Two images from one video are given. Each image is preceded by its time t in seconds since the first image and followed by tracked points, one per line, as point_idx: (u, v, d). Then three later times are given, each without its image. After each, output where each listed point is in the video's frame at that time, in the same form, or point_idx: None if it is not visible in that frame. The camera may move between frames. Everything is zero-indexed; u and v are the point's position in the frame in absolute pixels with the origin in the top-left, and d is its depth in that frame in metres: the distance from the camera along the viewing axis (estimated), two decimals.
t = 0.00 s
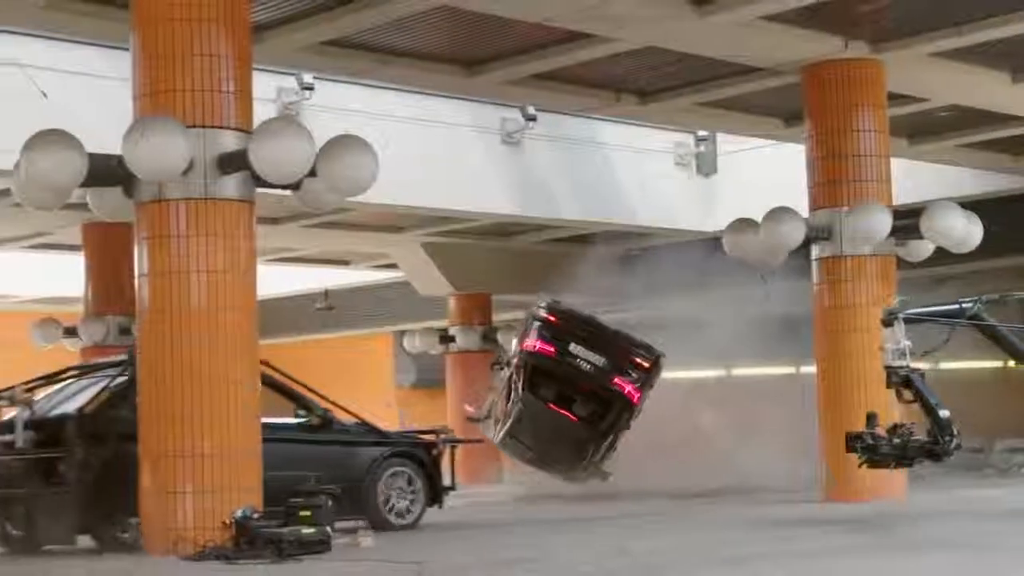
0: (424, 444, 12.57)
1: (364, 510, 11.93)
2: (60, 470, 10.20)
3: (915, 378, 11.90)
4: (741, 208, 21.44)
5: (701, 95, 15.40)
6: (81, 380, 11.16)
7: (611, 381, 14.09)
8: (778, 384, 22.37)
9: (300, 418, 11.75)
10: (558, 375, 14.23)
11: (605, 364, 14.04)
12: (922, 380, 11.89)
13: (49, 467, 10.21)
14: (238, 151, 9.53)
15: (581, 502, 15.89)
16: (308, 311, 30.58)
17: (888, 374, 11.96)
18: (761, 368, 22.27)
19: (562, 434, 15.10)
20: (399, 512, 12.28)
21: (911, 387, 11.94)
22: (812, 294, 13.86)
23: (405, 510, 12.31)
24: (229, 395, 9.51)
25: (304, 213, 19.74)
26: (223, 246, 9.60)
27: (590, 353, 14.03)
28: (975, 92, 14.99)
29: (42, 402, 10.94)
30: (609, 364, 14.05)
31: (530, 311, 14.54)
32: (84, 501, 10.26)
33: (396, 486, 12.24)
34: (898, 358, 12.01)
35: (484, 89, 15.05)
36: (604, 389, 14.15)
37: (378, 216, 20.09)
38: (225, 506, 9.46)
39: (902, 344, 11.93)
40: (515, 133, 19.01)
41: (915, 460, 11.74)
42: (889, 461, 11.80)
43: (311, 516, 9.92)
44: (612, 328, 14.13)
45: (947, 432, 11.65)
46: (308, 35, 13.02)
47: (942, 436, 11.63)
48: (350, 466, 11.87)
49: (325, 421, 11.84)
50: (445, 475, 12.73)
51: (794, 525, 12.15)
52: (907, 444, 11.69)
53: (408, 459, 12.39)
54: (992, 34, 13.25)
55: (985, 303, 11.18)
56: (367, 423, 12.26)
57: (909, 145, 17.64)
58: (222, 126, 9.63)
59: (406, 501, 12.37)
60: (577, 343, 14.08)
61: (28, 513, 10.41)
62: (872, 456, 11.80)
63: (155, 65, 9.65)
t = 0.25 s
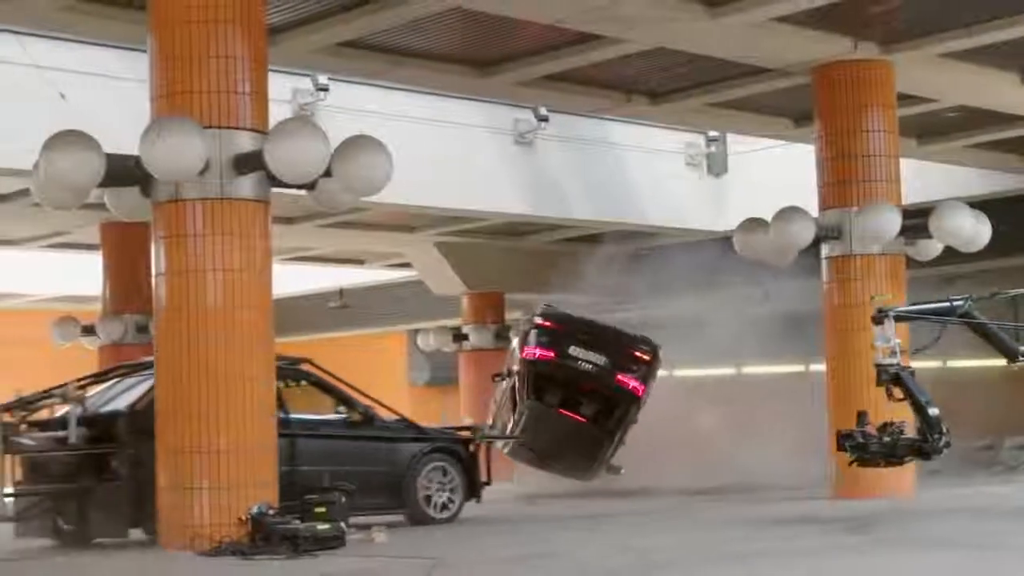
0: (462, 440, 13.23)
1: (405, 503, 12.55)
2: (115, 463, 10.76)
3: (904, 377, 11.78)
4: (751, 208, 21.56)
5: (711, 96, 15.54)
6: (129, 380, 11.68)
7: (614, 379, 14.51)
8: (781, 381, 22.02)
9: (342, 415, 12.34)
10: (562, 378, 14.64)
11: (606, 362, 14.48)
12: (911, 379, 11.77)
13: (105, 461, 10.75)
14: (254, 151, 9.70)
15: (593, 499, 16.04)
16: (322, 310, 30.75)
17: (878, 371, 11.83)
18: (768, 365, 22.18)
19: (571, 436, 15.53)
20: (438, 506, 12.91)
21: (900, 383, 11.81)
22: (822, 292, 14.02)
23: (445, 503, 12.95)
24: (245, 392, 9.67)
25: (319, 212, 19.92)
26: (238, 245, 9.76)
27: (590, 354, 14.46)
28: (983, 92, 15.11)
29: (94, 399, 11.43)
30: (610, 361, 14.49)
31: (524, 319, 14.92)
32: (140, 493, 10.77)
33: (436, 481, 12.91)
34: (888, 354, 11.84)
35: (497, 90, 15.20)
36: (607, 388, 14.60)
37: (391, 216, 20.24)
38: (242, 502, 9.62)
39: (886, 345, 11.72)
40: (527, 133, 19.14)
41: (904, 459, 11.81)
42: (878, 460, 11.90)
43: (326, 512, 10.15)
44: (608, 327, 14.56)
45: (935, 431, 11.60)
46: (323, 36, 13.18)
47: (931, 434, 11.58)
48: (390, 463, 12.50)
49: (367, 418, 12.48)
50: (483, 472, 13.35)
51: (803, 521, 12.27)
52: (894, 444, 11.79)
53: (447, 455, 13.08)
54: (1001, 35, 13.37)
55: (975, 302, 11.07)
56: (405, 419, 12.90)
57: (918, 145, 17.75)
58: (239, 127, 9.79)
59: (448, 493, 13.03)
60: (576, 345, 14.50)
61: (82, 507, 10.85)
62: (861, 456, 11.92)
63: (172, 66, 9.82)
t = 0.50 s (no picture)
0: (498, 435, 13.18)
1: (444, 497, 12.53)
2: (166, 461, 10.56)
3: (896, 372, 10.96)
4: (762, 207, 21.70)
5: (723, 96, 15.68)
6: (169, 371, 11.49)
7: (617, 375, 14.99)
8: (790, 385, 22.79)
9: (381, 411, 12.31)
10: (566, 382, 15.14)
11: (608, 359, 14.98)
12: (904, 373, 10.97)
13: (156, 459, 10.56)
14: (270, 153, 9.88)
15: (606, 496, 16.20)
16: (338, 308, 30.92)
17: (868, 368, 10.99)
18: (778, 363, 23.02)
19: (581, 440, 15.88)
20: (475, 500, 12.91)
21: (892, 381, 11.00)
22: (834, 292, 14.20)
23: (483, 497, 12.94)
24: (263, 389, 9.84)
25: (335, 211, 20.10)
26: (256, 244, 9.94)
27: (591, 354, 14.98)
28: (992, 91, 15.23)
29: (144, 393, 11.08)
30: (611, 358, 14.99)
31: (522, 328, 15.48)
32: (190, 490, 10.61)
33: (474, 475, 12.88)
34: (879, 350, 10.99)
35: (510, 90, 15.36)
36: (611, 385, 15.05)
37: (405, 215, 20.40)
38: (259, 497, 9.80)
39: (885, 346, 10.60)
40: (540, 134, 19.28)
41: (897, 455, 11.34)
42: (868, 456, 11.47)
43: (342, 508, 9.94)
44: (604, 325, 15.09)
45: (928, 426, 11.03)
46: (338, 37, 13.34)
47: (920, 431, 10.98)
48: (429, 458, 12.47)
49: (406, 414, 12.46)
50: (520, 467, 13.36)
51: (815, 517, 12.39)
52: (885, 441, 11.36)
53: (486, 449, 13.06)
54: (1009, 36, 13.50)
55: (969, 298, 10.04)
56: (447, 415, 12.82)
57: (928, 144, 17.86)
58: (255, 129, 9.97)
59: (485, 485, 13.03)
60: (575, 347, 15.03)
61: (133, 501, 10.83)
62: (852, 453, 11.50)
63: (189, 68, 9.99)
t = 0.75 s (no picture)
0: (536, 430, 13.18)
1: (483, 491, 12.63)
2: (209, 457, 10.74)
3: (888, 368, 11.41)
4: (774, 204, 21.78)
5: (734, 94, 15.78)
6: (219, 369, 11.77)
7: (620, 370, 15.70)
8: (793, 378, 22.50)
9: (420, 408, 12.48)
10: (570, 385, 15.74)
11: (609, 356, 15.68)
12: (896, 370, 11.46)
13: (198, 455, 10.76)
14: (284, 152, 10.00)
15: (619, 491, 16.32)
16: (352, 306, 31.07)
17: (860, 363, 11.49)
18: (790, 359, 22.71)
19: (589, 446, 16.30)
20: (513, 494, 12.97)
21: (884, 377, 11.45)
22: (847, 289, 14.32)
23: (520, 490, 13.00)
24: (278, 385, 9.96)
25: (350, 209, 20.23)
26: (271, 242, 10.05)
27: (592, 353, 15.65)
28: (1002, 87, 15.31)
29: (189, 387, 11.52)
30: (613, 354, 15.70)
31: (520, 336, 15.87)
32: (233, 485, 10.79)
33: (511, 470, 12.90)
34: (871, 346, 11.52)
35: (523, 89, 15.47)
36: (615, 382, 15.75)
37: (418, 213, 20.52)
38: (276, 493, 9.92)
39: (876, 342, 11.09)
40: (552, 132, 19.38)
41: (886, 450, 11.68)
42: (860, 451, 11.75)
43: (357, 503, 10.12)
44: (595, 325, 15.70)
45: (915, 421, 11.49)
46: (352, 37, 13.47)
47: (911, 425, 11.45)
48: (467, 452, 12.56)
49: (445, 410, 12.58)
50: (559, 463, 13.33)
51: (826, 512, 12.48)
52: (875, 436, 11.65)
53: (523, 444, 13.01)
54: (1018, 33, 13.57)
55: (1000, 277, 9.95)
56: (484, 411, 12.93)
57: (939, 141, 17.93)
58: (269, 128, 10.09)
59: (521, 484, 13.03)
60: (576, 348, 15.65)
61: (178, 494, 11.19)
62: (843, 448, 11.79)
63: (204, 69, 10.11)
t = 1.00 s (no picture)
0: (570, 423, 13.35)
1: (519, 484, 12.81)
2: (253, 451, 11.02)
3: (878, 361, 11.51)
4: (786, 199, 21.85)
5: (746, 90, 15.86)
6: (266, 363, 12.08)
7: (622, 368, 15.97)
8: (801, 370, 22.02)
9: (458, 402, 12.62)
10: (579, 385, 16.22)
11: (609, 355, 16.00)
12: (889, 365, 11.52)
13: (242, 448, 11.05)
14: (299, 149, 10.11)
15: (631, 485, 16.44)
16: (368, 302, 31.23)
17: (852, 357, 11.54)
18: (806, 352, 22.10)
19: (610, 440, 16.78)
20: (549, 486, 13.16)
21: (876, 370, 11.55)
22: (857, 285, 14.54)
23: (555, 483, 13.18)
24: (294, 381, 10.08)
25: (364, 207, 20.36)
26: (286, 239, 10.17)
27: (592, 354, 16.06)
28: (1012, 83, 15.37)
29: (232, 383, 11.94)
30: (613, 353, 15.98)
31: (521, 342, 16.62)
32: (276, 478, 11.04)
33: (546, 463, 13.08)
34: (863, 339, 11.48)
35: (536, 86, 15.57)
36: (620, 379, 16.03)
37: (432, 210, 20.64)
38: (291, 488, 10.03)
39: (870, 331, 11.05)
40: (565, 128, 19.48)
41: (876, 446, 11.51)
42: (851, 446, 11.50)
43: (372, 498, 10.28)
44: (590, 326, 16.08)
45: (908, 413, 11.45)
46: (366, 36, 13.58)
47: (903, 418, 11.41)
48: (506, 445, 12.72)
49: (484, 404, 12.74)
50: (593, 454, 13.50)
51: (838, 506, 12.57)
52: (869, 430, 11.46)
53: (558, 437, 13.23)
54: None
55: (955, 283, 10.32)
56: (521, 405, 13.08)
57: (951, 136, 17.99)
58: (285, 126, 10.20)
59: (558, 474, 13.21)
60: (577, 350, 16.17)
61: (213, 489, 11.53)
62: (834, 442, 11.52)
63: (220, 67, 10.23)
